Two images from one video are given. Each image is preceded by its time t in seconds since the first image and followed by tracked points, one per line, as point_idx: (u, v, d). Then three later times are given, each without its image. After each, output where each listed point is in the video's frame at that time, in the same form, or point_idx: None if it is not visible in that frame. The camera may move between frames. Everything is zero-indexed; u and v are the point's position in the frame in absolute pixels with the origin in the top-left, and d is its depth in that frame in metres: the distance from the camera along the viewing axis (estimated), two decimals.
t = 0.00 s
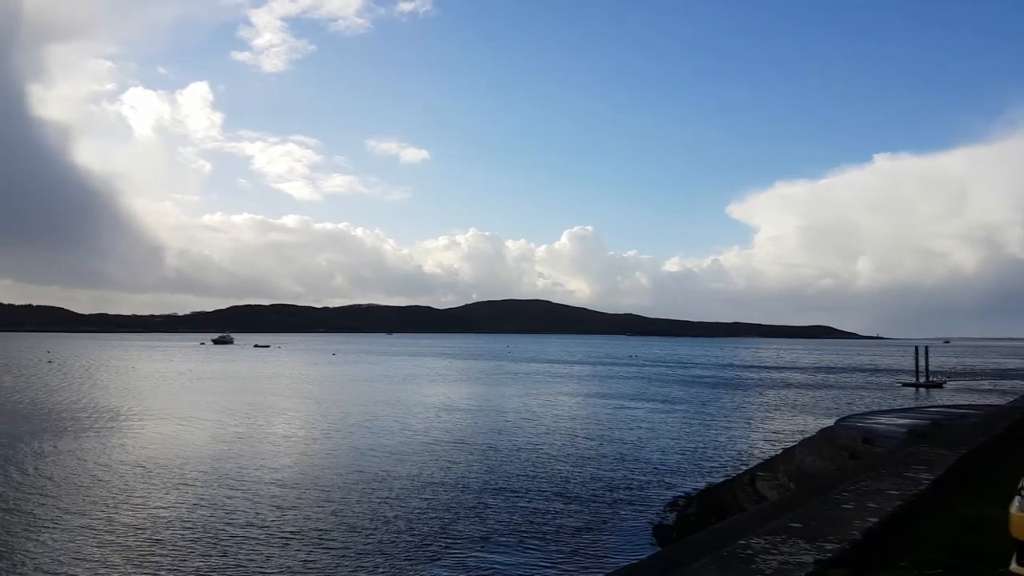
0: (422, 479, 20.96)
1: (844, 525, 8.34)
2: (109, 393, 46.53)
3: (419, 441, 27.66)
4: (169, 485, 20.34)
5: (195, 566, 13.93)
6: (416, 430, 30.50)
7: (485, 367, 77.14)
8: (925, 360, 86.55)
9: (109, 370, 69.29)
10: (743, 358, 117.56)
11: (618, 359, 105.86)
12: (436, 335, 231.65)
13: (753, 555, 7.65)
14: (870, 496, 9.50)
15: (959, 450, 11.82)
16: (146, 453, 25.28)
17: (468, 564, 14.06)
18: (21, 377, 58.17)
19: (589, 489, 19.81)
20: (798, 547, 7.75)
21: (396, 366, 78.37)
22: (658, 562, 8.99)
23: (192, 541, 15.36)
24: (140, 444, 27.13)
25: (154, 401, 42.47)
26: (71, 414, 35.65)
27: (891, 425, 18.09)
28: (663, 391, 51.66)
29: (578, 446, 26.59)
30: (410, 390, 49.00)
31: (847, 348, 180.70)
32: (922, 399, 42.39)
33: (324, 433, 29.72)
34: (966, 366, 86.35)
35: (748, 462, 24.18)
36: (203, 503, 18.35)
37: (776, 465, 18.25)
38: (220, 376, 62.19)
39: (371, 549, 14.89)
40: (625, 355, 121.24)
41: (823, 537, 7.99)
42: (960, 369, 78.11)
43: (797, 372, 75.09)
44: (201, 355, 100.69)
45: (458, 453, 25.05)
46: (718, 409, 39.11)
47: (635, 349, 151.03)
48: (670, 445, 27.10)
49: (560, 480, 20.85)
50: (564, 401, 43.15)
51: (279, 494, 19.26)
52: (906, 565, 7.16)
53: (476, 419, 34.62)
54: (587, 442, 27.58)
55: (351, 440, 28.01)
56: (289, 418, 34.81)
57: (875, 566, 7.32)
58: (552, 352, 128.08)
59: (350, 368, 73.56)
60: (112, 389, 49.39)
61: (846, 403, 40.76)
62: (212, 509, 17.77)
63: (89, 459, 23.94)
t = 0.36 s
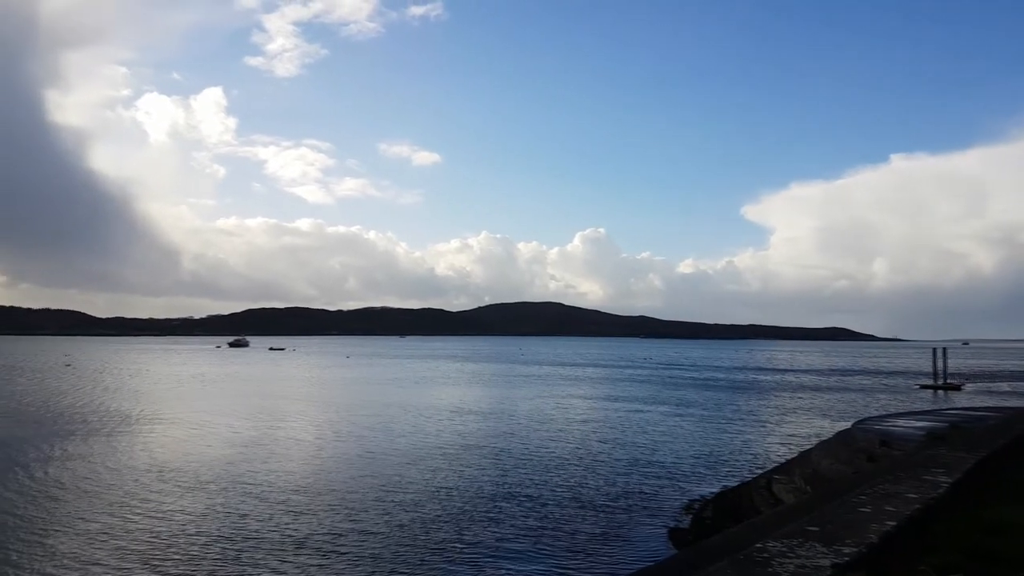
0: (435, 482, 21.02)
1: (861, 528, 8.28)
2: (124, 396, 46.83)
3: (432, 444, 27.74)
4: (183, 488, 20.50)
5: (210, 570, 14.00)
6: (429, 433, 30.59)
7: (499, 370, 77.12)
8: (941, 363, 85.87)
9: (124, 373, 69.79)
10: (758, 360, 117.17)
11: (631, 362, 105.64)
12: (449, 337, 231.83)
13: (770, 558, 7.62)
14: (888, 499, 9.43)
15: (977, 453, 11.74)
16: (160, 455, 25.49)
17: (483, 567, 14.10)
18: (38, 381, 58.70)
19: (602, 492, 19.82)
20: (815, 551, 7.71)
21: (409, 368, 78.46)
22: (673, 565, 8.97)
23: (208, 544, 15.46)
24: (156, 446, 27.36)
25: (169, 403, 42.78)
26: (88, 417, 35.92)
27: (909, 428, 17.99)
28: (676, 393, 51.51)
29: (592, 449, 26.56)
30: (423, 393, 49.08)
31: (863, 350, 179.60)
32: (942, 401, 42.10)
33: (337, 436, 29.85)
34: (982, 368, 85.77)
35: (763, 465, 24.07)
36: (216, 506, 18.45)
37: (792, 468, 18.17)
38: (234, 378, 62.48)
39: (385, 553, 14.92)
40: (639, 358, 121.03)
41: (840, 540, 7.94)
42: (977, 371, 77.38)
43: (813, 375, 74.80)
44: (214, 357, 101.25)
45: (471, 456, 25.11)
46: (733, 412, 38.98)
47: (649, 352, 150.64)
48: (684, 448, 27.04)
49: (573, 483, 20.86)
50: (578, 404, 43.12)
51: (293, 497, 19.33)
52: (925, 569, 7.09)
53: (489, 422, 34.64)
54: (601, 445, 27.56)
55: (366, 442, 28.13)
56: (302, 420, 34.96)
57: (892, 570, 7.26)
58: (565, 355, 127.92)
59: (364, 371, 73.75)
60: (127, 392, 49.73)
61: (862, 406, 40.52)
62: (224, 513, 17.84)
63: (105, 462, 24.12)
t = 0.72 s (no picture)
0: (455, 481, 21.04)
1: (887, 528, 8.19)
2: (147, 394, 47.27)
3: (452, 443, 27.78)
4: (206, 486, 20.68)
5: (233, 568, 14.11)
6: (450, 432, 30.66)
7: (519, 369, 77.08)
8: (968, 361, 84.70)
9: (148, 372, 70.54)
10: (781, 358, 116.28)
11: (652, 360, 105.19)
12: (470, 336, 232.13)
13: (794, 557, 7.55)
14: (914, 499, 9.32)
15: (1005, 452, 11.58)
16: (183, 454, 25.75)
17: (504, 566, 14.10)
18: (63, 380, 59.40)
19: (623, 491, 19.76)
20: (840, 550, 7.64)
21: (429, 367, 78.66)
22: (694, 565, 8.94)
23: (230, 543, 15.58)
24: (179, 445, 27.64)
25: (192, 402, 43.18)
26: (110, 416, 36.27)
27: (935, 426, 17.78)
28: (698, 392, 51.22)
29: (613, 448, 26.48)
30: (444, 391, 49.16)
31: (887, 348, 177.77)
32: (968, 399, 41.62)
33: (357, 435, 29.97)
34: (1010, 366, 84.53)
35: (786, 464, 23.89)
36: (239, 505, 18.61)
37: (816, 467, 18.01)
38: (255, 377, 62.96)
39: (407, 551, 14.97)
40: (660, 356, 120.59)
41: (865, 540, 7.85)
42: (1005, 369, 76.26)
43: (836, 373, 74.19)
44: (237, 356, 102.14)
45: (491, 455, 25.13)
46: (755, 411, 38.72)
47: (670, 350, 149.95)
48: (705, 447, 26.92)
49: (594, 482, 20.82)
50: (599, 402, 43.02)
51: (314, 497, 19.43)
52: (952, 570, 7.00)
53: (509, 420, 34.66)
54: (622, 444, 27.46)
55: (387, 441, 28.26)
56: (323, 419, 35.19)
57: (918, 571, 7.17)
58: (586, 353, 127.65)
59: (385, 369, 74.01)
60: (150, 391, 50.27)
61: (887, 405, 40.09)
62: (247, 511, 17.98)
63: (127, 460, 24.37)
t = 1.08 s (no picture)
0: (474, 480, 21.05)
1: (910, 526, 8.12)
2: (167, 394, 47.66)
3: (470, 442, 27.80)
4: (227, 486, 20.84)
5: (255, 566, 14.23)
6: (469, 431, 30.71)
7: (537, 367, 77.02)
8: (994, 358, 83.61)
9: (168, 371, 71.11)
10: (801, 356, 115.42)
11: (671, 358, 104.69)
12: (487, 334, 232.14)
13: (816, 555, 7.51)
14: (938, 496, 9.24)
15: None
16: (204, 453, 25.98)
17: (524, 566, 14.09)
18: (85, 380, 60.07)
19: (642, 489, 19.70)
20: (863, 548, 7.59)
21: (447, 365, 78.80)
22: (715, 563, 8.91)
23: (252, 542, 15.71)
24: (200, 444, 27.87)
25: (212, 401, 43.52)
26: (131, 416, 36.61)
27: (959, 423, 17.58)
28: (717, 390, 50.94)
29: (632, 447, 26.43)
30: (462, 390, 49.26)
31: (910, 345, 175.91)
32: (993, 396, 41.13)
33: (377, 434, 30.11)
34: None
35: (808, 462, 23.72)
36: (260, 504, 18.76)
37: (838, 464, 17.85)
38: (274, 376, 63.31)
39: (427, 551, 15.02)
40: (679, 353, 119.93)
41: (888, 538, 7.80)
42: None
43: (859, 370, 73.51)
44: (256, 355, 102.76)
45: (510, 454, 25.15)
46: (776, 408, 38.47)
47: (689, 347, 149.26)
48: (725, 445, 26.79)
49: (613, 481, 20.78)
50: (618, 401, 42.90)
51: (334, 496, 19.54)
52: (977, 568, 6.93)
53: (528, 419, 34.66)
54: (641, 443, 27.37)
55: (406, 440, 28.35)
56: (342, 418, 35.35)
57: (943, 569, 7.11)
58: (604, 351, 127.28)
59: (403, 368, 74.23)
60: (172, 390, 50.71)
61: (909, 402, 39.69)
62: (269, 510, 18.11)
63: (147, 460, 24.57)
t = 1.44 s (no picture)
0: (495, 479, 21.07)
1: (937, 524, 8.05)
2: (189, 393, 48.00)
3: (490, 440, 27.79)
4: (250, 484, 20.99)
5: (280, 564, 14.35)
6: (489, 429, 30.72)
7: (557, 365, 76.79)
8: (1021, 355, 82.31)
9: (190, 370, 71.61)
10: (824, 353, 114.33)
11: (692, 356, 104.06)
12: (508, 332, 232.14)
13: (840, 554, 7.46)
14: (965, 495, 9.15)
15: None
16: (225, 452, 26.15)
17: (545, 566, 14.08)
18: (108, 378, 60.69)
19: (664, 488, 19.63)
20: (889, 547, 7.53)
21: (467, 363, 78.81)
22: (739, 562, 8.89)
23: (275, 539, 15.83)
24: (222, 442, 28.06)
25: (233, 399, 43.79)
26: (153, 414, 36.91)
27: (986, 422, 17.36)
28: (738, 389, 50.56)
29: (653, 446, 26.29)
30: (482, 388, 49.31)
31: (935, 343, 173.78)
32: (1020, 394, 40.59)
33: (397, 432, 30.17)
34: None
35: (831, 461, 23.48)
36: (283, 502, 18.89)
37: (862, 463, 17.69)
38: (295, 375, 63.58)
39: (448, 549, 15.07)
40: (701, 352, 119.33)
41: (914, 537, 7.74)
42: None
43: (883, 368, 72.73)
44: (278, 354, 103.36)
45: (530, 453, 25.12)
46: (798, 407, 38.11)
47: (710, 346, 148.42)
48: (747, 444, 26.59)
49: (634, 480, 20.70)
50: (638, 399, 42.73)
51: (355, 494, 19.65)
52: (1005, 567, 6.86)
53: (548, 417, 34.59)
54: (661, 442, 27.22)
55: (426, 438, 28.41)
56: (362, 416, 35.45)
57: (971, 568, 7.04)
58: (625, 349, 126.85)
59: (423, 366, 74.33)
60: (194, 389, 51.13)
61: (934, 400, 39.17)
62: (292, 508, 18.25)
63: (170, 459, 24.79)
